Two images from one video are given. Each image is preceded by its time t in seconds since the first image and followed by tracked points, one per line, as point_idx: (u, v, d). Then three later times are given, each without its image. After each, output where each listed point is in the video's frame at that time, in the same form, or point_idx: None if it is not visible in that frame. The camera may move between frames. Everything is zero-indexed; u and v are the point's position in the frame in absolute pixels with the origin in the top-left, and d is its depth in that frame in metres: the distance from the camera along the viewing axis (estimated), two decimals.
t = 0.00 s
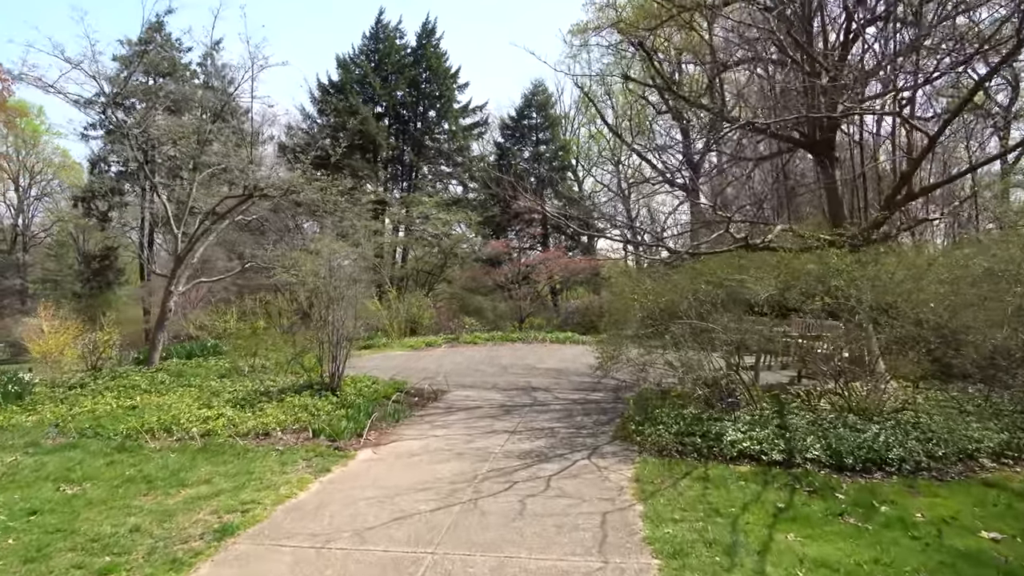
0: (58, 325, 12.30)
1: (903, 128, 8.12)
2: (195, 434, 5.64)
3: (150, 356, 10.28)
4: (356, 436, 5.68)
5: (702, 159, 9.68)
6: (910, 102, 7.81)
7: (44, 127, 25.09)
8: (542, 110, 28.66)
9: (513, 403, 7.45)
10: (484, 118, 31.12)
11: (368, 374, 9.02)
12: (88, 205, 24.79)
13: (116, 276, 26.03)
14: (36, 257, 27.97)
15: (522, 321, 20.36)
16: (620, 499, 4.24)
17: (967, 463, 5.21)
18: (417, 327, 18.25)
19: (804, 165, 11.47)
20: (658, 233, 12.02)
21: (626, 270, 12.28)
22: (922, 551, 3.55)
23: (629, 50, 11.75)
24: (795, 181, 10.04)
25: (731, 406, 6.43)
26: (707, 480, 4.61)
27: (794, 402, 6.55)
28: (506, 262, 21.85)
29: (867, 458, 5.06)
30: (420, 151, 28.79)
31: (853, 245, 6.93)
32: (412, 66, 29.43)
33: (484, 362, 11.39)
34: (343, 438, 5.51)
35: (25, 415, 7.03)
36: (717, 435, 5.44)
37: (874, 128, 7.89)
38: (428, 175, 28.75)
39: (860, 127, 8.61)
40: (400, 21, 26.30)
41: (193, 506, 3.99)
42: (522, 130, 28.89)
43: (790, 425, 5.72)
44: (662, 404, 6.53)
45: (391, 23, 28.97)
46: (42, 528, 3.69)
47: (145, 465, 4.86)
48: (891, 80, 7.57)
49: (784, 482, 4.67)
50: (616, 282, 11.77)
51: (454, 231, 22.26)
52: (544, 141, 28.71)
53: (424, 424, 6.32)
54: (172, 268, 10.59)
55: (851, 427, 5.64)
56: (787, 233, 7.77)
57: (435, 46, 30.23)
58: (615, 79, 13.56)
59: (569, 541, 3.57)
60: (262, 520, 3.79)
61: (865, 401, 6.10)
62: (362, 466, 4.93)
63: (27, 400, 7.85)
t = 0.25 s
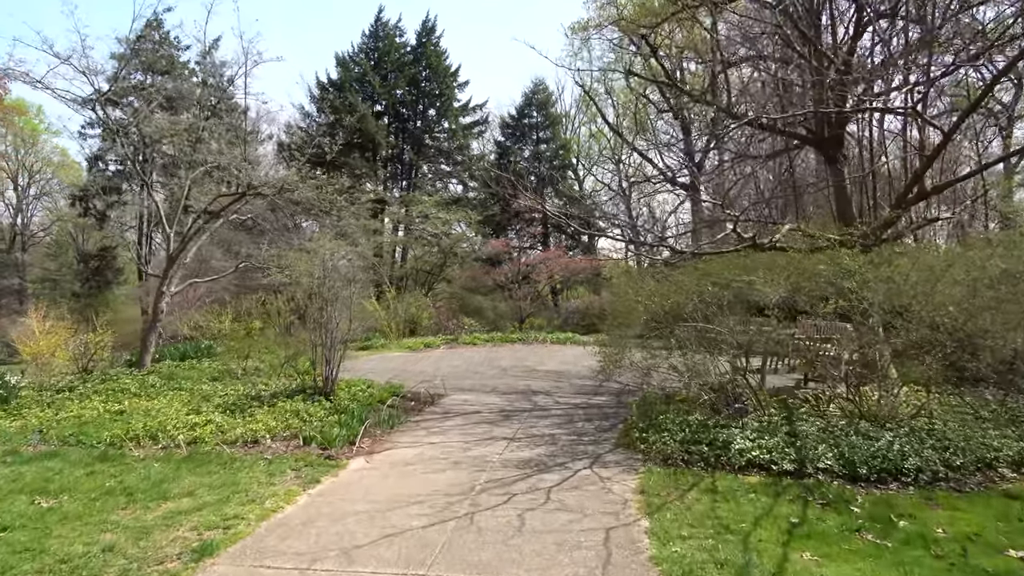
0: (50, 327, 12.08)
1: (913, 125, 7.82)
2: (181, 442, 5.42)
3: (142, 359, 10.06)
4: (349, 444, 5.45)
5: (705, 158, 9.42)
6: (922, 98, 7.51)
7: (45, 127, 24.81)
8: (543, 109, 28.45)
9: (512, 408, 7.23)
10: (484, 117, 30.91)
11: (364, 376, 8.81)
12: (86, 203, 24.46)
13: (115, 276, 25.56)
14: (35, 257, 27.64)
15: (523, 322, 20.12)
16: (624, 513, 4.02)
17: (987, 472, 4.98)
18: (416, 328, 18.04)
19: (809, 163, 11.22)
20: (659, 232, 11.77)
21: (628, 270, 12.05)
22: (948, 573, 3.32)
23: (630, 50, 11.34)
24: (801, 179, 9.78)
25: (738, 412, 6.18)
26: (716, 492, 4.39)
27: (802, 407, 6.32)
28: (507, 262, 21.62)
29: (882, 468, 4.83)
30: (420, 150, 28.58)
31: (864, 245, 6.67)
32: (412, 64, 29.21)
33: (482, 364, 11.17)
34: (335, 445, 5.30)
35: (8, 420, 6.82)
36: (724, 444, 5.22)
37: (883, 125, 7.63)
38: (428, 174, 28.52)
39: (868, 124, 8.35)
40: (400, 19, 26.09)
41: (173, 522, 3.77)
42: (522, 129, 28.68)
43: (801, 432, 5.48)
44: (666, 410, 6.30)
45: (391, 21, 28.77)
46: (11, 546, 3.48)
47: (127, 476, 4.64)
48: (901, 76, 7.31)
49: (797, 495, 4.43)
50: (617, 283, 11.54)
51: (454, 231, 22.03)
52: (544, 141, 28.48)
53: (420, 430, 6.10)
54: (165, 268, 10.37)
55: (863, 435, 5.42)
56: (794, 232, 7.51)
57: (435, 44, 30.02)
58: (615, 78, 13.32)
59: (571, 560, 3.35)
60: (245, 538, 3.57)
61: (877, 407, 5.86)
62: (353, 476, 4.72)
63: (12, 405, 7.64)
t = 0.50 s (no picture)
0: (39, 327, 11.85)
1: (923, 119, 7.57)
2: (165, 447, 5.20)
3: (132, 359, 9.89)
4: (339, 449, 5.24)
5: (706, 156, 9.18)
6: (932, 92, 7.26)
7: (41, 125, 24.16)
8: (542, 108, 28.25)
9: (510, 410, 7.00)
10: (483, 116, 30.69)
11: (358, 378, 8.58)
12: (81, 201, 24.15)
13: (111, 275, 25.05)
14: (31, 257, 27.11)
15: (521, 322, 19.89)
16: (626, 525, 3.79)
17: (1005, 479, 4.76)
18: (413, 328, 17.82)
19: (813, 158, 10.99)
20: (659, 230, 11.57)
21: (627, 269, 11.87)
22: None
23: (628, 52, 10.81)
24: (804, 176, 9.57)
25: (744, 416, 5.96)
26: (723, 502, 4.16)
27: (810, 410, 6.10)
28: (506, 261, 21.39)
29: (896, 475, 4.61)
30: (419, 149, 28.32)
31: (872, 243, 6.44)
32: (410, 62, 28.98)
33: (480, 365, 10.95)
34: (325, 450, 5.09)
35: None
36: (731, 449, 5.00)
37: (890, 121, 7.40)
38: (426, 173, 28.28)
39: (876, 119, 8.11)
40: (398, 17, 25.86)
41: (148, 534, 3.55)
42: (521, 128, 28.48)
43: (810, 437, 5.25)
44: (670, 414, 6.07)
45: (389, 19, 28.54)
46: None
47: (105, 484, 4.42)
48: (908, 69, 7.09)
49: (808, 505, 4.20)
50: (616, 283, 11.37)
51: (452, 230, 21.80)
52: (543, 140, 28.26)
53: (414, 434, 5.88)
54: (155, 267, 10.15)
55: (875, 439, 5.20)
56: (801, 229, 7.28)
57: (433, 43, 29.79)
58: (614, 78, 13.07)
59: None
60: (224, 552, 3.35)
61: (888, 410, 5.63)
62: (343, 484, 4.49)
63: None
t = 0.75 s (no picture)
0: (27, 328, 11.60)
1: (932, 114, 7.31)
2: (145, 455, 4.97)
3: (121, 361, 9.65)
4: (327, 457, 5.01)
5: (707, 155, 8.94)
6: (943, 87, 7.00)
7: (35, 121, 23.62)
8: (541, 107, 28.01)
9: (507, 415, 6.77)
10: (481, 115, 30.45)
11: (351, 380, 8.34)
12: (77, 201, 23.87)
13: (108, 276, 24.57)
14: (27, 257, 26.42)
15: (520, 322, 19.64)
16: (629, 541, 3.57)
17: None
18: (411, 328, 17.57)
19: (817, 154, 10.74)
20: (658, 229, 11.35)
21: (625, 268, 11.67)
22: None
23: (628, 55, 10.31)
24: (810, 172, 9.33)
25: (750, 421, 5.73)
26: (731, 515, 3.93)
27: (818, 414, 5.87)
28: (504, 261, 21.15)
29: (912, 485, 4.37)
30: (416, 148, 28.01)
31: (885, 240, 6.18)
32: (408, 61, 28.73)
33: (476, 366, 10.71)
34: (312, 459, 4.85)
35: None
36: (738, 457, 4.77)
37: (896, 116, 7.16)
38: (424, 172, 28.02)
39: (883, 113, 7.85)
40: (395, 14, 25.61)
41: (117, 553, 3.31)
42: (520, 127, 28.24)
43: (820, 444, 5.02)
44: (672, 419, 5.84)
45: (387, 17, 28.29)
46: None
47: (78, 495, 4.18)
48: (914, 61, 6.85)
49: (821, 518, 3.96)
50: (615, 283, 11.16)
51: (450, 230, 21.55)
52: (542, 139, 28.02)
53: (408, 440, 5.66)
54: (143, 268, 9.93)
55: (888, 446, 4.97)
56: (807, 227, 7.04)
57: (431, 41, 29.55)
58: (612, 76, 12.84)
59: None
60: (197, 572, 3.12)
61: (900, 415, 5.39)
62: (329, 495, 4.26)
63: None
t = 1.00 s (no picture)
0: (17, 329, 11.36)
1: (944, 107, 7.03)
2: (125, 463, 4.75)
3: (110, 363, 9.45)
4: (317, 465, 4.79)
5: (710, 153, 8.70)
6: (954, 77, 6.71)
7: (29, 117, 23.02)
8: (541, 106, 27.80)
9: (506, 419, 6.55)
10: (481, 114, 30.21)
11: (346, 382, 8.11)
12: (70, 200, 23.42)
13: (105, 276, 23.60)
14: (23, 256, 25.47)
15: (519, 322, 19.39)
16: (634, 559, 3.33)
17: None
18: (409, 328, 17.34)
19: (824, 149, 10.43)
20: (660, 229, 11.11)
21: (626, 268, 11.45)
22: None
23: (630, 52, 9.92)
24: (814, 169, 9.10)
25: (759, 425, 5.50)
26: (741, 530, 3.69)
27: (828, 420, 5.65)
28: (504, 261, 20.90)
29: (929, 495, 4.15)
30: (415, 147, 27.61)
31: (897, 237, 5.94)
32: (407, 59, 28.50)
33: (475, 368, 10.49)
34: (300, 467, 4.63)
35: None
36: (746, 465, 4.54)
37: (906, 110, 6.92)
38: (424, 171, 27.76)
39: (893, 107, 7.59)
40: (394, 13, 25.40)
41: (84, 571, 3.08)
42: (520, 127, 28.02)
43: (832, 450, 4.79)
44: (677, 424, 5.61)
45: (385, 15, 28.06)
46: None
47: (51, 507, 3.96)
48: (923, 54, 6.62)
49: (837, 531, 3.73)
50: (616, 283, 10.94)
51: (450, 229, 21.33)
52: (542, 138, 27.80)
53: (402, 446, 5.43)
54: (133, 267, 9.74)
55: (904, 453, 4.73)
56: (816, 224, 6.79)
57: (431, 39, 29.31)
58: (612, 75, 12.59)
59: None
60: None
61: (914, 420, 5.17)
62: (316, 507, 4.03)
63: None
